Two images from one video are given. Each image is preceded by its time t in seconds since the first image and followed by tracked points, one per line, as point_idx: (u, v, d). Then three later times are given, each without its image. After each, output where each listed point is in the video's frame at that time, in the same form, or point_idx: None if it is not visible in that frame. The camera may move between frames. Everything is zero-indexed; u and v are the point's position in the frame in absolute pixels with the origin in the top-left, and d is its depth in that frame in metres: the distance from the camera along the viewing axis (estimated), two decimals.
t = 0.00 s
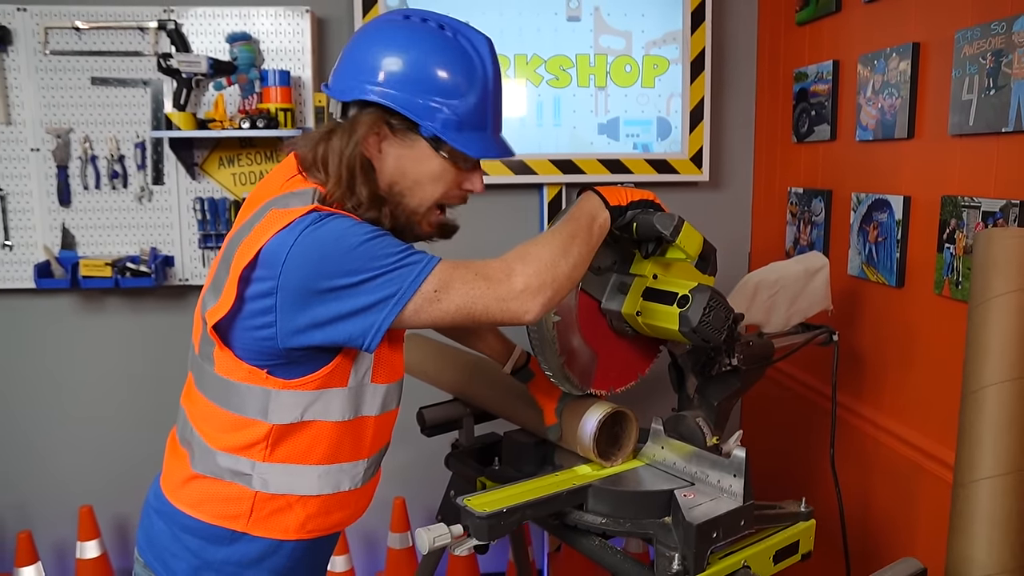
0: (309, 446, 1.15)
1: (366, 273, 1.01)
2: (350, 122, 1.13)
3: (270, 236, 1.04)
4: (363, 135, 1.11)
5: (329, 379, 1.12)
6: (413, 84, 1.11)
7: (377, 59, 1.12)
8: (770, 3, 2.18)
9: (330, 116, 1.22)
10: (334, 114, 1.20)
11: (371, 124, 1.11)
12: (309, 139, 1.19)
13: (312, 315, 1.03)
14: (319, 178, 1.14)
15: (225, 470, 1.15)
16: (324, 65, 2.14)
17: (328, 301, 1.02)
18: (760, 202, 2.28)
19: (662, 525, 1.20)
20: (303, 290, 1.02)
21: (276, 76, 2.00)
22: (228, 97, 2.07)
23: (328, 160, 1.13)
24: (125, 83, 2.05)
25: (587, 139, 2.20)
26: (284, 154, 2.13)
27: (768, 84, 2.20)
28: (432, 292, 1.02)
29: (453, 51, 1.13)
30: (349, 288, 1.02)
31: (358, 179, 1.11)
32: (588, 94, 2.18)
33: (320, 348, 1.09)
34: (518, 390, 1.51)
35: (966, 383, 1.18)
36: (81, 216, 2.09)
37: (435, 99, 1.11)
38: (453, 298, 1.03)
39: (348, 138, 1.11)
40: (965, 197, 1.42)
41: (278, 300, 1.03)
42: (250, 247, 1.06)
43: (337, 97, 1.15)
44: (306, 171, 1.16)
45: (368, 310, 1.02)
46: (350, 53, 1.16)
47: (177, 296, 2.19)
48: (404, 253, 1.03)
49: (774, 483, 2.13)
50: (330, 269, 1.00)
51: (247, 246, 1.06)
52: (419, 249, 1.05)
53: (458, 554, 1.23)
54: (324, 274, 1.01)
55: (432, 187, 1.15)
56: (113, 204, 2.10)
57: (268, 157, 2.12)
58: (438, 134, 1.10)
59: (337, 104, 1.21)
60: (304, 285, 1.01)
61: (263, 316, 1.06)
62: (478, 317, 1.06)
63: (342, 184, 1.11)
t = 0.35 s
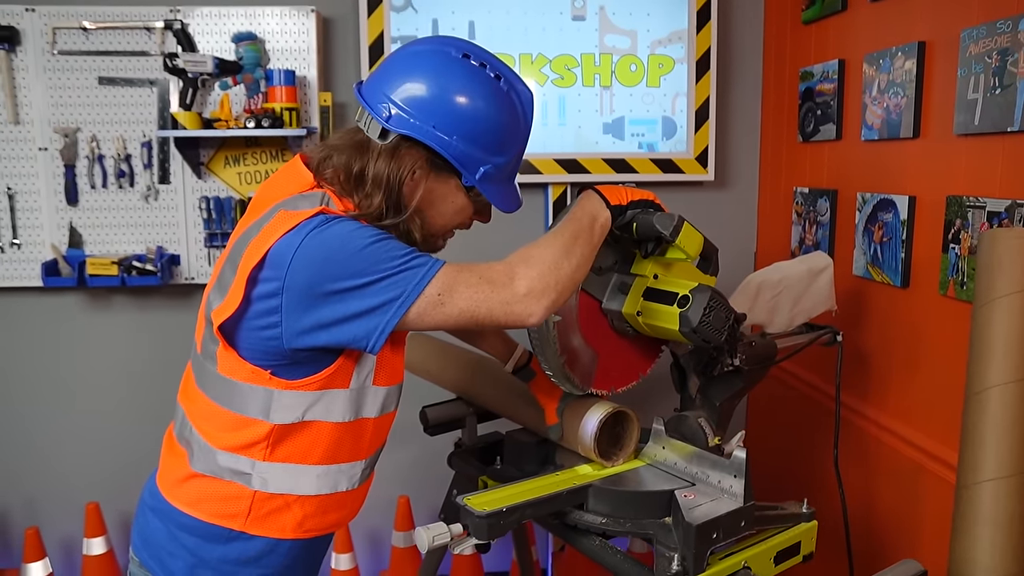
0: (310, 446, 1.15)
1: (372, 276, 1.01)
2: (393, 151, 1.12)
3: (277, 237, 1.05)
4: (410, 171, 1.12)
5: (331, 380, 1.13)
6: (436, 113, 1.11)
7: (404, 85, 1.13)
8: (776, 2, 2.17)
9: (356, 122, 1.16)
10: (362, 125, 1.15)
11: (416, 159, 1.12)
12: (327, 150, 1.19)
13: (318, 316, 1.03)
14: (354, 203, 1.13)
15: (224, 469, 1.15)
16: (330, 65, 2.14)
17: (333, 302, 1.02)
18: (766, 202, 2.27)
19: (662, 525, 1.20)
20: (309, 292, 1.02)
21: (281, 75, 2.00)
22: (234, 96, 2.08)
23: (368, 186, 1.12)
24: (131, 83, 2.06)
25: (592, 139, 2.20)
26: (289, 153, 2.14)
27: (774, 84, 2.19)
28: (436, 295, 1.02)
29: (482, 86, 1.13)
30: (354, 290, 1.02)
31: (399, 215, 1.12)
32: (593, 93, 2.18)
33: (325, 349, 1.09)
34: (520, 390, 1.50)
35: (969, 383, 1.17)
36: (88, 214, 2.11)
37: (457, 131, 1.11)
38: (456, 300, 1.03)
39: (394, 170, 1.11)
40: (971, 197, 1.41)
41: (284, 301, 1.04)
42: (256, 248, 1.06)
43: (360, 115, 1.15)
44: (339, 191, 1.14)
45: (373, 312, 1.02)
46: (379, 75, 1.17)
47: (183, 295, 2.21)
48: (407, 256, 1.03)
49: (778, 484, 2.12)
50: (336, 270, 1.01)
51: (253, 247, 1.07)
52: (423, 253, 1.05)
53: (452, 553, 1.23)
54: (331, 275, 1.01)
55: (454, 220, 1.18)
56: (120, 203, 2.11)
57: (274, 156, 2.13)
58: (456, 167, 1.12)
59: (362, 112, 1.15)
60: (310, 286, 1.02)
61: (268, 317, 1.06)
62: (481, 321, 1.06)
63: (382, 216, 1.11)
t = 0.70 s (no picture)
0: (316, 442, 1.15)
1: (378, 273, 1.01)
2: (392, 147, 1.12)
3: (282, 234, 1.05)
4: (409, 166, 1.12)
5: (337, 377, 1.13)
6: (432, 106, 1.11)
7: (400, 79, 1.13)
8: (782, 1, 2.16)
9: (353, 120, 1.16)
10: (360, 123, 1.15)
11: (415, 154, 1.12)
12: (327, 147, 1.19)
13: (323, 313, 1.03)
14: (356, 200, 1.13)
15: (231, 466, 1.15)
16: (335, 64, 2.15)
17: (339, 299, 1.03)
18: (771, 201, 2.26)
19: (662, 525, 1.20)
20: (315, 290, 1.02)
21: (286, 75, 2.01)
22: (239, 96, 2.09)
23: (368, 183, 1.13)
24: (137, 83, 2.07)
25: (597, 139, 2.20)
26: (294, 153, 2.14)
27: (780, 83, 2.18)
28: (441, 293, 1.02)
29: (477, 78, 1.13)
30: (359, 288, 1.02)
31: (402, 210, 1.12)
32: (598, 93, 2.18)
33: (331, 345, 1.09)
34: (521, 389, 1.50)
35: (973, 384, 1.16)
36: (95, 213, 2.12)
37: (455, 124, 1.11)
38: (461, 297, 1.03)
39: (393, 166, 1.11)
40: (976, 197, 1.40)
41: (291, 298, 1.04)
42: (261, 246, 1.06)
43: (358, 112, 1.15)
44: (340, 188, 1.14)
45: (379, 308, 1.02)
46: (374, 72, 1.17)
47: (189, 294, 2.21)
48: (412, 253, 1.03)
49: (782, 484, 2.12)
50: (341, 269, 1.01)
51: (258, 245, 1.07)
52: (427, 250, 1.05)
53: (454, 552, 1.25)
54: (337, 273, 1.01)
55: (454, 213, 1.18)
56: (127, 202, 2.12)
57: (279, 156, 2.13)
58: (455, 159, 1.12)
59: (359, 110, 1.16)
60: (317, 283, 1.02)
61: (275, 314, 1.06)
62: (485, 317, 1.06)
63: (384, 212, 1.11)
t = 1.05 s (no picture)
0: (323, 437, 1.15)
1: (376, 264, 1.01)
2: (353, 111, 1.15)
3: (282, 226, 1.06)
4: (368, 120, 1.14)
5: (342, 371, 1.14)
6: (408, 66, 1.12)
7: (369, 48, 1.14)
8: None
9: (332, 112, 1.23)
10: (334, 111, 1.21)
11: (372, 105, 1.14)
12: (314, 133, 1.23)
13: (322, 305, 1.04)
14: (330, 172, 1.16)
15: (240, 463, 1.16)
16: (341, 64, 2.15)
17: (338, 290, 1.03)
18: (778, 201, 2.25)
19: (665, 526, 1.19)
20: (314, 282, 1.03)
21: (292, 74, 2.02)
22: (246, 95, 2.10)
23: (339, 151, 1.16)
24: (145, 82, 2.08)
25: (602, 138, 2.19)
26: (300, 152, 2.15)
27: (787, 82, 2.17)
28: (438, 287, 1.02)
29: (410, 23, 1.15)
30: (357, 280, 1.02)
31: (369, 168, 1.13)
32: (604, 92, 2.17)
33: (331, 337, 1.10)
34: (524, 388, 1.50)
35: (978, 385, 1.15)
36: (102, 212, 2.13)
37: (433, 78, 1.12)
38: (459, 291, 1.04)
39: (353, 125, 1.14)
40: (982, 197, 1.39)
41: (290, 289, 1.04)
42: (261, 238, 1.07)
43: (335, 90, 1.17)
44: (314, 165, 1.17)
45: (377, 299, 1.02)
46: (341, 51, 1.19)
47: (195, 292, 2.22)
48: (412, 247, 1.03)
49: (786, 484, 2.11)
50: (340, 260, 1.01)
51: (258, 236, 1.07)
52: (427, 244, 1.05)
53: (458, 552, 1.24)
54: (335, 264, 1.01)
55: (433, 159, 1.16)
56: (133, 200, 2.13)
57: (285, 155, 2.14)
58: (442, 110, 1.12)
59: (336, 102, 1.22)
60: (315, 275, 1.02)
61: (275, 304, 1.07)
62: (483, 312, 1.06)
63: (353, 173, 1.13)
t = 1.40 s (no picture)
0: (332, 431, 1.16)
1: (376, 258, 1.02)
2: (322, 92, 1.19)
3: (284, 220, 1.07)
4: (339, 93, 1.17)
5: (345, 360, 1.14)
6: (363, 29, 1.15)
7: (319, 27, 1.16)
8: None
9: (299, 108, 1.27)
10: (304, 103, 1.25)
11: (338, 77, 1.17)
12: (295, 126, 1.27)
13: (320, 300, 1.04)
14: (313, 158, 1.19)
15: (249, 460, 1.16)
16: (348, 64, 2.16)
17: (337, 285, 1.03)
18: (784, 202, 2.25)
19: (669, 525, 1.20)
20: (313, 275, 1.03)
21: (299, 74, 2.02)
22: (253, 95, 2.12)
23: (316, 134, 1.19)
24: (153, 82, 2.09)
25: (609, 138, 2.19)
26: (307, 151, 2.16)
27: (793, 82, 2.17)
28: (438, 284, 1.03)
29: None
30: (357, 275, 1.03)
31: (347, 138, 1.17)
32: (610, 92, 2.17)
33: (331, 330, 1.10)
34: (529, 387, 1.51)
35: (984, 386, 1.15)
36: (111, 211, 2.14)
37: (389, 32, 1.16)
38: (459, 289, 1.04)
39: (324, 105, 1.18)
40: (989, 197, 1.38)
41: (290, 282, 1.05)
42: (261, 232, 1.08)
43: (302, 77, 1.19)
44: (297, 157, 1.20)
45: (376, 294, 1.02)
46: (292, 44, 1.21)
47: (204, 291, 2.24)
48: (412, 243, 1.04)
49: (792, 485, 2.11)
50: (339, 253, 1.02)
51: (258, 230, 1.08)
52: (427, 241, 1.06)
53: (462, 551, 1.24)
54: (335, 257, 1.02)
55: (415, 110, 1.18)
56: (141, 200, 2.14)
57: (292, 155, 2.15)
58: (411, 55, 1.16)
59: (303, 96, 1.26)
60: (315, 268, 1.03)
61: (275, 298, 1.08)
62: (483, 310, 1.06)
63: (332, 151, 1.17)
